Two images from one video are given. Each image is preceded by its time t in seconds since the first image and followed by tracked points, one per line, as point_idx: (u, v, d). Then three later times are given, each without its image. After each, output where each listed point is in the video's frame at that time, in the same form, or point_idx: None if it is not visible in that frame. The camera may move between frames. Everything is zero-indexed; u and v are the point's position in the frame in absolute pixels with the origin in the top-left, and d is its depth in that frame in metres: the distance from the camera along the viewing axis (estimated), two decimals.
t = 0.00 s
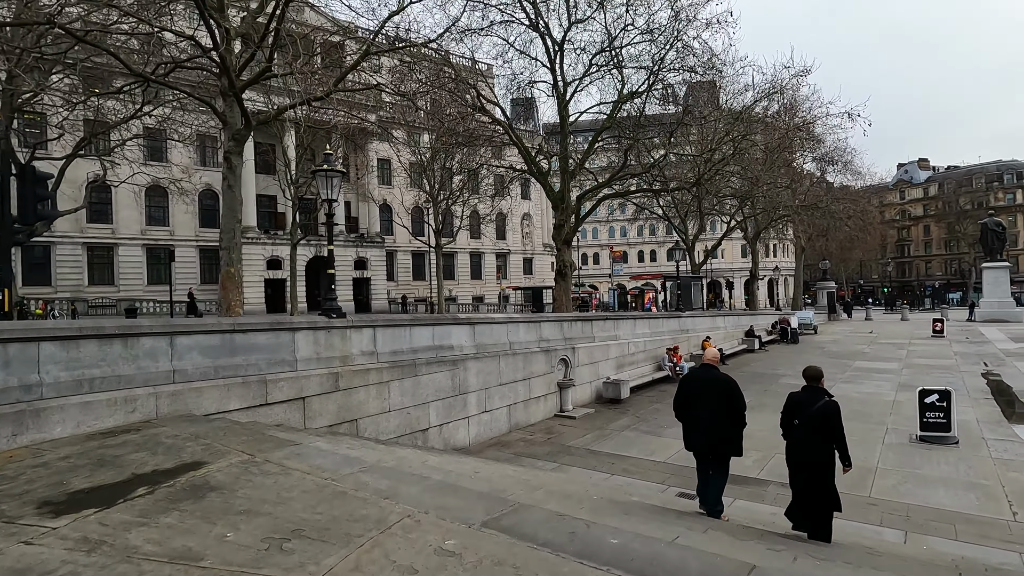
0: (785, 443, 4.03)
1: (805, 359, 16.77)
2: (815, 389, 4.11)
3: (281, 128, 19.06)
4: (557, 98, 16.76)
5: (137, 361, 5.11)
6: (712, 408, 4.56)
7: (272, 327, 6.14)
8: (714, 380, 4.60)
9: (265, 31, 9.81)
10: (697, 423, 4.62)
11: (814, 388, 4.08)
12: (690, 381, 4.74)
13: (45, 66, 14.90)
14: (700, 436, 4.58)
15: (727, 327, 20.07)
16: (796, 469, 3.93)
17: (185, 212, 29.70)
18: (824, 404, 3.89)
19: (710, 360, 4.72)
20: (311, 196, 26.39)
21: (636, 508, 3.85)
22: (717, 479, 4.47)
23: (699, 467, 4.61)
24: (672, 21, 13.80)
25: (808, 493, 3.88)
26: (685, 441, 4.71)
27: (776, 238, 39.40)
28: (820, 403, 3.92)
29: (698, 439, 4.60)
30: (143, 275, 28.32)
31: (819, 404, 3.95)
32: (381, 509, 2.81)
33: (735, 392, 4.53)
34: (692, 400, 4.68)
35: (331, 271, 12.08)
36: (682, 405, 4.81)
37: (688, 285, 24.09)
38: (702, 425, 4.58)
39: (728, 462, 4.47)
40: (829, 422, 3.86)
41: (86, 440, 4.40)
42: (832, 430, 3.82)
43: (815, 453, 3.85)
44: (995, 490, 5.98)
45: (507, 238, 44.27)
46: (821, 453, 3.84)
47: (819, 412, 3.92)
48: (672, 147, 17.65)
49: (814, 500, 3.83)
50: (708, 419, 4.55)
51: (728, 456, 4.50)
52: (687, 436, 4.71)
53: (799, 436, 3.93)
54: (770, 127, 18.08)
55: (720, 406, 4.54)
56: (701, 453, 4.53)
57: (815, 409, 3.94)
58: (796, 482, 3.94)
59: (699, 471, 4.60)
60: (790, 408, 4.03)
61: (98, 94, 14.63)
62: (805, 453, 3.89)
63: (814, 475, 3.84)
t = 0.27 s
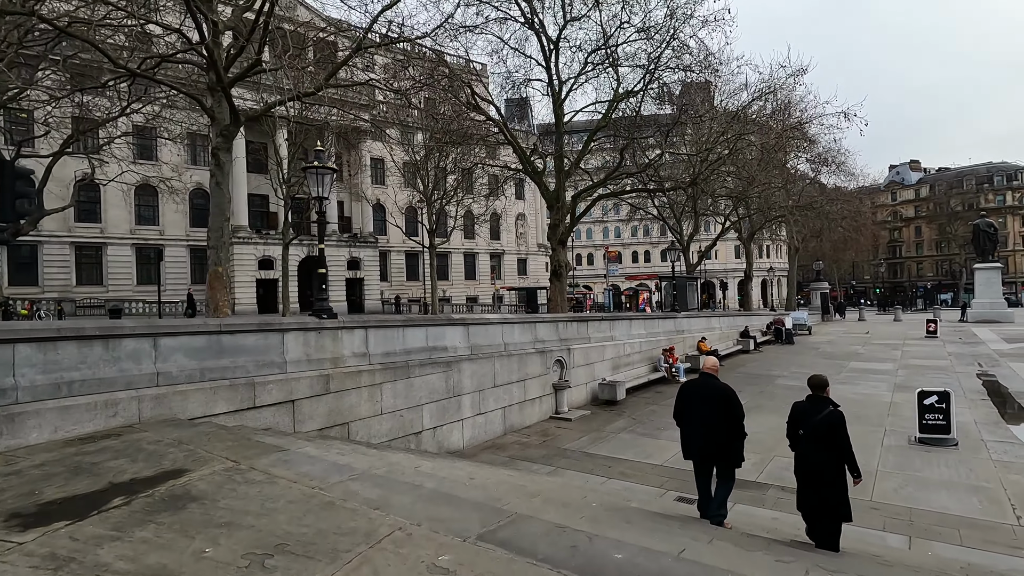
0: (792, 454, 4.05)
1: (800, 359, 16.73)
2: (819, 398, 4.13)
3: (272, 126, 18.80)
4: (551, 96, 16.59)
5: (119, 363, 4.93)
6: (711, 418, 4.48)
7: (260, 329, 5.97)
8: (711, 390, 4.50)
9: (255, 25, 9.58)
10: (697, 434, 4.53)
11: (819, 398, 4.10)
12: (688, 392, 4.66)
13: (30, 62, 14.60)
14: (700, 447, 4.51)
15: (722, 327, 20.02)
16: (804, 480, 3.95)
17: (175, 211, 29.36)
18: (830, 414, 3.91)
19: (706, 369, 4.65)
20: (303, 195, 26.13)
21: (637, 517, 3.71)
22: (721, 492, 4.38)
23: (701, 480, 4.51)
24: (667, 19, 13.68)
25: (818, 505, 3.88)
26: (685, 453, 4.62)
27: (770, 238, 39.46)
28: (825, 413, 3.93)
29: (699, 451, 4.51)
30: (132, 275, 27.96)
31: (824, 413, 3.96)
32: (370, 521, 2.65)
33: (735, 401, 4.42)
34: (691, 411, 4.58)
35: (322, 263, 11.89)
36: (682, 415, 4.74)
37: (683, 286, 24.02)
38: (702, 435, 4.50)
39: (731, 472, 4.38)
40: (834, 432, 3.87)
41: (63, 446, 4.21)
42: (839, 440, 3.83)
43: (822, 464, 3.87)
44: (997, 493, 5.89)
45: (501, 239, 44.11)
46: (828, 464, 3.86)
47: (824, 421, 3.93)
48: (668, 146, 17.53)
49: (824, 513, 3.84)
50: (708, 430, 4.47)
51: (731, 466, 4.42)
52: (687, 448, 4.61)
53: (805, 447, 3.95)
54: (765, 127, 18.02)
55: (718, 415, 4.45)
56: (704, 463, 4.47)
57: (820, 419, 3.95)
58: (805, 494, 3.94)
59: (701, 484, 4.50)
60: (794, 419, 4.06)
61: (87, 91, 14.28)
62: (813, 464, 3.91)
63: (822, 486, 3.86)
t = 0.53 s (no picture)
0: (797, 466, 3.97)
1: (795, 360, 16.70)
2: (825, 409, 4.06)
3: (265, 125, 18.59)
4: (547, 95, 16.45)
5: (99, 367, 4.75)
6: (711, 427, 4.35)
7: (247, 330, 5.80)
8: (711, 398, 4.37)
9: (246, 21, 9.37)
10: (697, 443, 4.41)
11: (824, 408, 4.03)
12: (689, 400, 4.53)
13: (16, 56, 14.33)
14: (700, 457, 4.38)
15: (717, 328, 20.01)
16: (810, 493, 3.86)
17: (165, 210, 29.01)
18: (836, 426, 3.84)
19: (706, 378, 4.53)
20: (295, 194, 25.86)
21: (637, 527, 3.58)
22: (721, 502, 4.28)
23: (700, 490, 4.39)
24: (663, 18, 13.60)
25: (824, 518, 3.80)
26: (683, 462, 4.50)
27: (764, 239, 39.55)
28: (830, 424, 3.85)
29: (699, 460, 4.38)
30: (121, 274, 27.59)
31: (830, 425, 3.88)
32: (358, 536, 2.50)
33: (734, 411, 4.32)
34: (691, 420, 4.45)
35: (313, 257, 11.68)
36: (681, 423, 4.60)
37: (677, 286, 23.98)
38: (702, 444, 4.37)
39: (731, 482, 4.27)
40: (842, 445, 3.79)
41: (38, 454, 4.03)
42: (846, 453, 3.75)
43: (829, 475, 3.79)
44: (999, 497, 5.82)
45: (495, 238, 43.98)
46: (835, 476, 3.78)
47: (831, 433, 3.85)
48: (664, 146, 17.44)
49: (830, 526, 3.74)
50: (708, 439, 4.34)
51: (731, 476, 4.31)
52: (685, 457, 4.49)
53: (811, 459, 3.86)
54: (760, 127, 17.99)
55: (718, 424, 4.33)
56: (703, 473, 4.34)
57: (827, 430, 3.87)
58: (811, 505, 3.86)
59: (700, 494, 4.37)
60: (799, 430, 3.98)
61: (75, 88, 13.97)
62: (819, 476, 3.83)
63: (829, 498, 3.77)
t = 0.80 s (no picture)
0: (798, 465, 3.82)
1: (787, 360, 16.69)
2: (828, 407, 3.90)
3: (254, 122, 18.33)
4: (540, 93, 16.31)
5: (73, 368, 4.55)
6: (710, 427, 4.22)
7: (230, 330, 5.61)
8: (711, 399, 4.26)
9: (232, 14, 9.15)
10: (695, 442, 4.28)
11: (827, 406, 3.88)
12: (687, 400, 4.41)
13: None
14: (698, 457, 4.24)
15: (709, 328, 19.98)
16: (809, 492, 3.72)
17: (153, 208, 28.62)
18: (839, 424, 3.70)
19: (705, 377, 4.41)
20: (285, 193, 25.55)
21: (634, 536, 3.44)
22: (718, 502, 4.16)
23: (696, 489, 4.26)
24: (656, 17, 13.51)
25: (825, 520, 3.66)
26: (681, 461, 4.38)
27: (755, 241, 39.70)
28: (832, 422, 3.71)
29: (696, 459, 4.26)
30: (107, 273, 27.18)
31: (833, 423, 3.73)
32: (340, 550, 2.34)
33: (733, 411, 4.20)
34: (689, 420, 4.32)
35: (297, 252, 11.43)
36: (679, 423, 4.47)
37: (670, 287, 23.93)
38: (700, 444, 4.24)
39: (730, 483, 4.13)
40: (844, 444, 3.64)
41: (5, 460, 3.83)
42: (849, 452, 3.61)
43: (830, 474, 3.65)
44: (998, 500, 5.74)
45: (488, 238, 43.85)
46: (837, 475, 3.63)
47: (833, 432, 3.71)
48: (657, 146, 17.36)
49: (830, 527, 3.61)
50: (706, 439, 4.22)
51: (730, 477, 4.18)
52: (683, 456, 4.37)
53: (812, 458, 3.71)
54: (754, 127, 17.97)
55: (717, 424, 4.20)
56: (700, 473, 4.20)
57: (829, 429, 3.72)
58: (812, 505, 3.71)
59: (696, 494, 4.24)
60: (800, 427, 3.83)
61: (59, 83, 13.62)
62: (820, 475, 3.68)
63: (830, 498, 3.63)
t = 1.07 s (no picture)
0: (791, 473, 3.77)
1: (769, 362, 16.78)
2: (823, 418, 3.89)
3: (231, 120, 17.92)
4: (524, 93, 16.18)
5: (29, 374, 4.30)
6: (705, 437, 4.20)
7: (200, 333, 5.37)
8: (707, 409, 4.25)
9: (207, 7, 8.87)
10: (689, 450, 4.26)
11: (822, 417, 3.86)
12: (683, 410, 4.39)
13: None
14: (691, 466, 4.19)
15: (692, 330, 20.05)
16: (802, 500, 3.66)
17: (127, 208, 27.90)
18: (834, 433, 3.68)
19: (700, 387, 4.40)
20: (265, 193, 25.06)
21: (622, 548, 3.31)
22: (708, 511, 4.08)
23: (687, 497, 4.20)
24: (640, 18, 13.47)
25: (816, 528, 3.60)
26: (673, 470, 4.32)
27: (737, 243, 40.07)
28: (828, 431, 3.69)
29: (689, 467, 4.22)
30: (78, 274, 26.41)
31: (828, 433, 3.71)
32: (306, 572, 2.17)
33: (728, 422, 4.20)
34: (685, 431, 4.30)
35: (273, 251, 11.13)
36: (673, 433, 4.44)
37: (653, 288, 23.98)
38: (694, 454, 4.21)
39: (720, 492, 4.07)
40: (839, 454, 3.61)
41: None
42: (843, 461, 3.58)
43: (824, 483, 3.60)
44: (981, 502, 5.74)
45: (471, 240, 43.65)
46: (830, 484, 3.59)
47: (828, 441, 3.68)
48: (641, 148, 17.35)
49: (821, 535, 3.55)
50: (701, 449, 4.18)
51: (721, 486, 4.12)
52: (676, 465, 4.33)
53: (806, 467, 3.67)
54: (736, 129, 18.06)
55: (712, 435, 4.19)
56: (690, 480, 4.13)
57: (824, 438, 3.70)
58: (802, 514, 3.65)
59: (686, 502, 4.17)
60: (794, 435, 3.81)
61: (28, 77, 13.18)
62: (814, 484, 3.63)
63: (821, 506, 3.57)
